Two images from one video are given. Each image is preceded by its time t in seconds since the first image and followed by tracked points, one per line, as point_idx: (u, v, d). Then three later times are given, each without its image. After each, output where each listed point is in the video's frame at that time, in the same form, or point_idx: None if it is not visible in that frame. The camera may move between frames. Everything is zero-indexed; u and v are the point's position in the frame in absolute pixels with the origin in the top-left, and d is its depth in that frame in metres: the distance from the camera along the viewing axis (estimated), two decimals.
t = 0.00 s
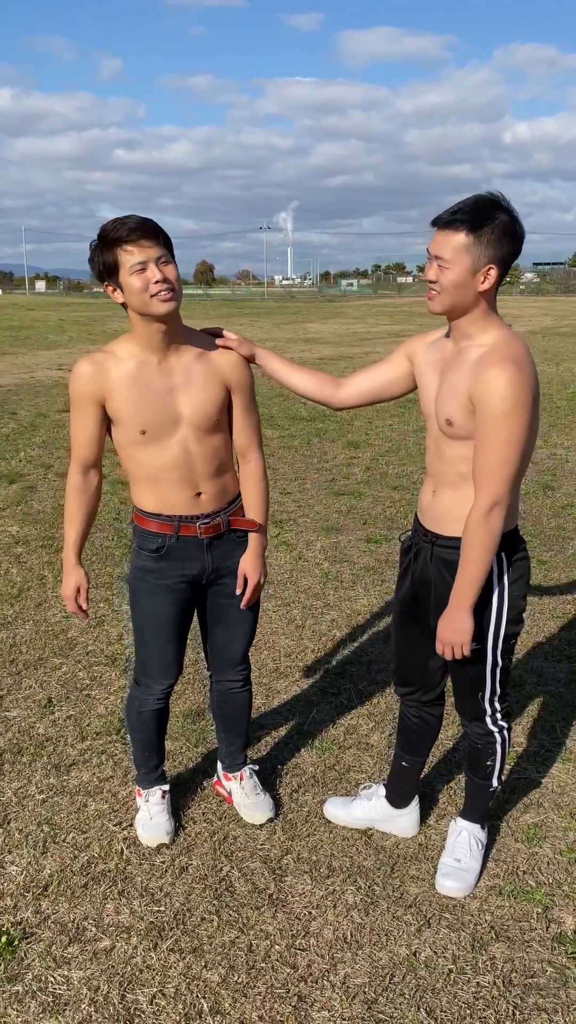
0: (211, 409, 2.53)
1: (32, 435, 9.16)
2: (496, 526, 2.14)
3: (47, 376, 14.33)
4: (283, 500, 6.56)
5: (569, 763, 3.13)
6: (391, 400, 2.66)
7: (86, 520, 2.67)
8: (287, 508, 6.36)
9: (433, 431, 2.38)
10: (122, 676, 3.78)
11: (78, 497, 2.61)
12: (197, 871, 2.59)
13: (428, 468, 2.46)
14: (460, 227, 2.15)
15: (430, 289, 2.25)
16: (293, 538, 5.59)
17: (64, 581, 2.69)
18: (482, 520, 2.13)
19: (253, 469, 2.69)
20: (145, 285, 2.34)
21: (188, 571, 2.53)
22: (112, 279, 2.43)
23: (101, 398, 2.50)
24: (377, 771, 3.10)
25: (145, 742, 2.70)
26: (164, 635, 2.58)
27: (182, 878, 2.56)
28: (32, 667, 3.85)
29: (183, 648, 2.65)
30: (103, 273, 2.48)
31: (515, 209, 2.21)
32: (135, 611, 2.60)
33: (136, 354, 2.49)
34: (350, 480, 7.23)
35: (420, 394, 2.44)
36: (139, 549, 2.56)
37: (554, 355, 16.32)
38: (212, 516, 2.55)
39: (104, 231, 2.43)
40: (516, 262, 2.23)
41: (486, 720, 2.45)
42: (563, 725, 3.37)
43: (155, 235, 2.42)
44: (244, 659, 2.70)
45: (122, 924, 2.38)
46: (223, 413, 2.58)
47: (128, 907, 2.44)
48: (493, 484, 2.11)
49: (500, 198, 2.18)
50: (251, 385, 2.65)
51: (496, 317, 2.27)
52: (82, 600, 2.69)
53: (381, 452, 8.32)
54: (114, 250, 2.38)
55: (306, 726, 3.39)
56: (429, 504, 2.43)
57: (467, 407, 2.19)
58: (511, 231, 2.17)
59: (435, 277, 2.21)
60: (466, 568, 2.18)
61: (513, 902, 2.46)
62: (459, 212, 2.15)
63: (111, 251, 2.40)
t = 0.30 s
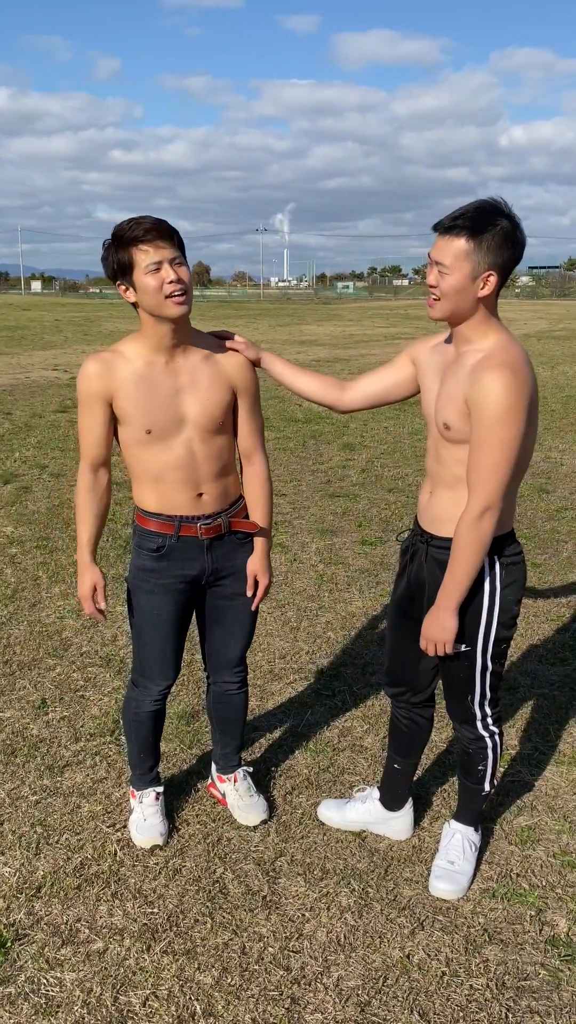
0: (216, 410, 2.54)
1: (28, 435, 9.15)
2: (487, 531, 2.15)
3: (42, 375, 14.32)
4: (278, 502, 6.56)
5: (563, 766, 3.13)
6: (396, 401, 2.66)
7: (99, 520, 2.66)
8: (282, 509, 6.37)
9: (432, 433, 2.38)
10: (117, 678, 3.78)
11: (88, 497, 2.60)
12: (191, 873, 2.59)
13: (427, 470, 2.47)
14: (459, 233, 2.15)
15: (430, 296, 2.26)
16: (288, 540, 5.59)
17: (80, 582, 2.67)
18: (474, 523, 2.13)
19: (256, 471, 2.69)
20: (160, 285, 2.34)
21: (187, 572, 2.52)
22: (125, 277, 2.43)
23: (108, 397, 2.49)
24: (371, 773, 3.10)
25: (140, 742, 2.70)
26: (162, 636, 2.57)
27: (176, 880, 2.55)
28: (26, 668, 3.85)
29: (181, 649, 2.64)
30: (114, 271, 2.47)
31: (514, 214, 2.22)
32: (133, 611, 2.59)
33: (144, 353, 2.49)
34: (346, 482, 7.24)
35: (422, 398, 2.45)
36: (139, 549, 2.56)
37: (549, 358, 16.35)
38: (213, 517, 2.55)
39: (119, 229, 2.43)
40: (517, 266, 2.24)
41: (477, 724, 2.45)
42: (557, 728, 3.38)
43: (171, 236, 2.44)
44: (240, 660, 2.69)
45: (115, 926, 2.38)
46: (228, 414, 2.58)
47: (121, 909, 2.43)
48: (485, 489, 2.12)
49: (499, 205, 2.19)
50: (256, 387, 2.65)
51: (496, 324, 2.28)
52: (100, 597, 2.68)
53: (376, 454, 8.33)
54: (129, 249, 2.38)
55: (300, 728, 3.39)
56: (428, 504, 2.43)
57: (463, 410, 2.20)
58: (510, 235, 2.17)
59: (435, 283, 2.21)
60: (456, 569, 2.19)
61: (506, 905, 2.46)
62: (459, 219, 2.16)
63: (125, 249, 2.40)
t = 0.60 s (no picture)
0: (218, 413, 2.55)
1: (21, 436, 9.12)
2: (489, 534, 2.16)
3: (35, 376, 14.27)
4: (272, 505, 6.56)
5: (557, 769, 3.14)
6: (400, 413, 2.66)
7: (97, 517, 2.65)
8: (276, 512, 6.38)
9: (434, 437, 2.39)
10: (110, 680, 3.77)
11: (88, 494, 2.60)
12: (184, 875, 2.58)
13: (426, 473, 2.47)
14: (465, 241, 2.16)
15: (440, 302, 2.26)
16: (283, 543, 5.58)
17: (75, 579, 2.67)
18: (478, 525, 2.14)
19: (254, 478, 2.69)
20: (172, 284, 2.35)
21: (182, 575, 2.52)
22: (138, 274, 2.43)
23: (111, 395, 2.49)
24: (365, 776, 3.11)
25: (133, 744, 2.69)
26: (155, 638, 2.57)
27: (169, 882, 2.55)
28: (19, 669, 3.84)
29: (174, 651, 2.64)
30: (128, 267, 2.47)
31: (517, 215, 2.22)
32: (126, 613, 2.59)
33: (150, 353, 2.49)
34: (340, 485, 7.24)
35: (426, 405, 2.45)
36: (133, 550, 2.55)
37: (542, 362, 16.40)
38: (208, 519, 2.54)
39: (137, 224, 2.43)
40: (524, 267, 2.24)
41: (478, 727, 2.46)
42: (551, 731, 3.39)
43: (186, 236, 2.44)
44: (234, 664, 2.69)
45: (108, 928, 2.37)
46: (230, 418, 2.59)
47: (114, 912, 2.43)
48: (489, 493, 2.13)
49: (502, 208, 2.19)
50: (259, 394, 2.65)
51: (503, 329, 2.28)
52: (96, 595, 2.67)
53: (370, 457, 8.34)
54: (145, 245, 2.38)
55: (294, 731, 3.39)
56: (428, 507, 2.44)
57: (473, 414, 2.20)
58: (515, 236, 2.17)
59: (444, 288, 2.21)
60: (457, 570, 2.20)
61: (499, 908, 2.46)
62: (464, 224, 2.17)
63: (141, 245, 2.40)
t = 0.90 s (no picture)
0: (212, 414, 2.55)
1: (14, 438, 9.09)
2: (519, 534, 2.16)
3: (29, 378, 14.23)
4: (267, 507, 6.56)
5: (551, 771, 3.15)
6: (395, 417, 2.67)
7: (91, 519, 2.65)
8: (271, 514, 6.37)
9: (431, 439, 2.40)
10: (104, 682, 3.76)
11: (82, 496, 2.59)
12: (178, 878, 2.58)
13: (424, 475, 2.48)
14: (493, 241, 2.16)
15: (461, 305, 2.25)
16: (278, 546, 5.58)
17: (68, 581, 2.66)
18: (508, 526, 2.14)
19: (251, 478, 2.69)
20: (167, 288, 2.36)
21: (176, 576, 2.52)
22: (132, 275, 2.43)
23: (105, 396, 2.49)
24: (360, 779, 3.11)
25: (126, 747, 2.69)
26: (149, 640, 2.57)
27: (163, 885, 2.55)
28: (13, 671, 3.83)
29: (169, 653, 2.64)
30: (122, 267, 2.48)
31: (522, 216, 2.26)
32: (120, 615, 2.59)
33: (145, 355, 2.50)
34: (335, 487, 7.24)
35: (428, 408, 2.45)
36: (127, 551, 2.55)
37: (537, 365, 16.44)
38: (202, 520, 2.54)
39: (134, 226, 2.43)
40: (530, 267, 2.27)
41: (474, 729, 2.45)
42: (545, 734, 3.39)
43: (183, 240, 2.44)
44: (229, 666, 2.69)
45: (101, 931, 2.37)
46: (224, 419, 2.59)
47: (108, 914, 2.43)
48: (516, 494, 2.13)
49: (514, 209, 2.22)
50: (254, 394, 2.65)
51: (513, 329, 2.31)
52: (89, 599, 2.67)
53: (365, 460, 8.34)
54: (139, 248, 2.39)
55: (289, 733, 3.39)
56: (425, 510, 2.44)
57: (495, 416, 2.20)
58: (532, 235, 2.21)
59: (469, 291, 2.20)
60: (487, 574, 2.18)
61: (493, 910, 2.47)
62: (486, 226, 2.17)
63: (137, 247, 2.40)
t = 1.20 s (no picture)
0: (202, 413, 2.54)
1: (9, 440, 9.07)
2: (539, 533, 2.15)
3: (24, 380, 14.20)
4: (262, 510, 6.56)
5: (545, 773, 3.15)
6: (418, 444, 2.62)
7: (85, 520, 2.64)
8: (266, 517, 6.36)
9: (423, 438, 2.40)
10: (98, 685, 3.76)
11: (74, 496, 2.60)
12: (172, 881, 2.57)
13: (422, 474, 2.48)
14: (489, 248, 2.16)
15: (458, 311, 2.24)
16: (273, 548, 5.58)
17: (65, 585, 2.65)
18: (528, 526, 2.14)
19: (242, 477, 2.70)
20: (153, 305, 2.37)
21: (166, 576, 2.52)
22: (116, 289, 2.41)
23: (94, 397, 2.49)
24: (354, 781, 3.10)
25: (119, 748, 2.68)
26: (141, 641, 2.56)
27: (157, 888, 2.54)
28: (7, 674, 3.82)
29: (162, 653, 2.63)
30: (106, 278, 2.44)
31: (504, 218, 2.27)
32: (112, 615, 2.58)
33: (134, 355, 2.50)
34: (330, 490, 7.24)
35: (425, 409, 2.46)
36: (117, 552, 2.55)
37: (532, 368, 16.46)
38: (192, 519, 2.54)
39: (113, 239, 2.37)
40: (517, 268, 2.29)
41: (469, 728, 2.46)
42: (539, 736, 3.39)
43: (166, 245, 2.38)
44: (222, 666, 2.68)
45: (95, 934, 2.36)
46: (215, 419, 2.58)
47: (102, 917, 2.42)
48: (531, 494, 2.13)
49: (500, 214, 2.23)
50: (244, 393, 2.65)
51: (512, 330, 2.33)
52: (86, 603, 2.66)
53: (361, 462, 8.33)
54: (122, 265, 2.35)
55: (283, 736, 3.39)
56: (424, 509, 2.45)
57: (503, 419, 2.21)
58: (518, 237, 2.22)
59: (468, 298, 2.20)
60: (513, 579, 2.16)
61: (487, 911, 2.47)
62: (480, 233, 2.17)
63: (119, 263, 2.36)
